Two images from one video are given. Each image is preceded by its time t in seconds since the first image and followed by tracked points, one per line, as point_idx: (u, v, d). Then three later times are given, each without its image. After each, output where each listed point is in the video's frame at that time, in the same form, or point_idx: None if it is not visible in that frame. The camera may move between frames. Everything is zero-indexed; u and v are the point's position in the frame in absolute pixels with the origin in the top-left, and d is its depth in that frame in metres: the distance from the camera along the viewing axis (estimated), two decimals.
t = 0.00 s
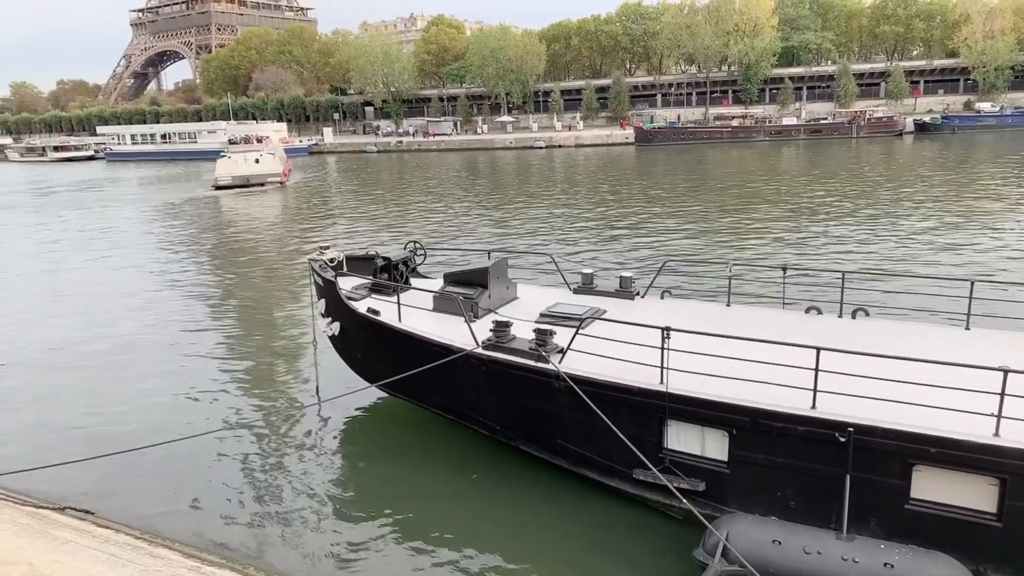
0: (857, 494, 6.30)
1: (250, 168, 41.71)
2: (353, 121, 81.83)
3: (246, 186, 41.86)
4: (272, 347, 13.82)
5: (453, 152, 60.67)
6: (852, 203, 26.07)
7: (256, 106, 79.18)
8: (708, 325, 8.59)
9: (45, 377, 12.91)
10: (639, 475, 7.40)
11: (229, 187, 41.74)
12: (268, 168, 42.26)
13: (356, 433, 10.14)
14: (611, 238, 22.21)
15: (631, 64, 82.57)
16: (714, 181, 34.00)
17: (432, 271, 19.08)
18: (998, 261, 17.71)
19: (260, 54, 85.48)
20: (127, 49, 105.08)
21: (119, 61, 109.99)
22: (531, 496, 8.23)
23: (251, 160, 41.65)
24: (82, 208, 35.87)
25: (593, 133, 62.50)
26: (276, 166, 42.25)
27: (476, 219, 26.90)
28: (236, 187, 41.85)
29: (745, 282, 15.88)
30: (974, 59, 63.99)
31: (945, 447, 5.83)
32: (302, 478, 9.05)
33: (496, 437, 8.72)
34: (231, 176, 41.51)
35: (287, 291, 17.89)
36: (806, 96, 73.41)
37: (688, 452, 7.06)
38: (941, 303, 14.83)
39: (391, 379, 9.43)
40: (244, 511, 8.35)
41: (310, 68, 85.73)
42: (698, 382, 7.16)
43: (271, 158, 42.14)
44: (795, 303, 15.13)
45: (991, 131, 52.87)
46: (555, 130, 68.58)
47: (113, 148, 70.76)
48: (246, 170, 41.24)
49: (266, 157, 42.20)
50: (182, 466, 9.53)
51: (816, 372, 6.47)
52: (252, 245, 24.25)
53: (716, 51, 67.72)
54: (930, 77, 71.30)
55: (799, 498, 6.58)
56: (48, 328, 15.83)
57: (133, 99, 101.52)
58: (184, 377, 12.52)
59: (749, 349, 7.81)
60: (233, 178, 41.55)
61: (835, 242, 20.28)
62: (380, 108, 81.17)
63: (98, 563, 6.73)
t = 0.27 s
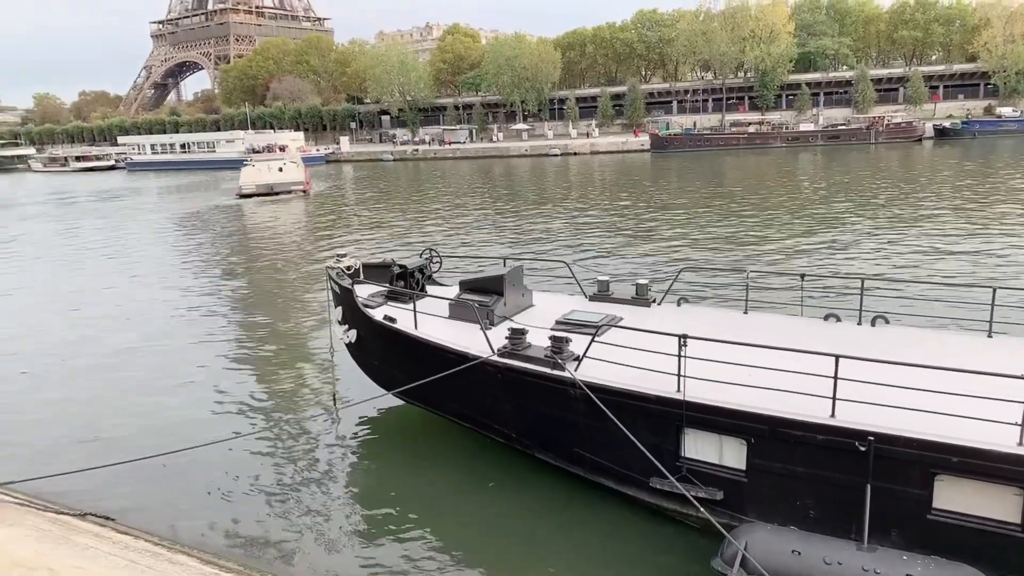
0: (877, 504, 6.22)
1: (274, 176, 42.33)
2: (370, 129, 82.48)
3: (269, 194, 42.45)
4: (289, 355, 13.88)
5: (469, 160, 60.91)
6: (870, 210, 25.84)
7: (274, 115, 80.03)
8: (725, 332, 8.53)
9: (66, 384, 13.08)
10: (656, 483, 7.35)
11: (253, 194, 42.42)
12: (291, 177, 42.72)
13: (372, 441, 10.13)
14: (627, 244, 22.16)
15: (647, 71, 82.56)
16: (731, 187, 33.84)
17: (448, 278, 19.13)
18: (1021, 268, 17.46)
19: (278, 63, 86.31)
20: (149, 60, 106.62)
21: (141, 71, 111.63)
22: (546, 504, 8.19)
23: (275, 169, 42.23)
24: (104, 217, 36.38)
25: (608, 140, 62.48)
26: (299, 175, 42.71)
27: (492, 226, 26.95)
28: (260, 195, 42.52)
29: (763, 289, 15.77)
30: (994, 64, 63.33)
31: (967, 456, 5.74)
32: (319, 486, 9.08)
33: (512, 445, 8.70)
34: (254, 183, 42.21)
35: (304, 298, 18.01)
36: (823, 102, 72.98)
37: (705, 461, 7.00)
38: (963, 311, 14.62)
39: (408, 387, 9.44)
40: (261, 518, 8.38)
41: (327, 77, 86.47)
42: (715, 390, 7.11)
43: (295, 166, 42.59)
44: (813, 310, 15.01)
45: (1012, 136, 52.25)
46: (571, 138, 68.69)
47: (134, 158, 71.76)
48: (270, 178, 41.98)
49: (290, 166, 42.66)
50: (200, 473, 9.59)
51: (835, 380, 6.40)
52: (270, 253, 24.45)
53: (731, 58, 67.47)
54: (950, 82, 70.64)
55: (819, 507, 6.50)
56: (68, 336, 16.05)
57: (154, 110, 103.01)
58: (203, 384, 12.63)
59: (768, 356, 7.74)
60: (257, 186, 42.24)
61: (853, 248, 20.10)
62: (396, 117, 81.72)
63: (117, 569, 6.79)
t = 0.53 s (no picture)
0: (892, 512, 6.15)
1: (292, 181, 42.62)
2: (382, 135, 82.86)
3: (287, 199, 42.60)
4: (301, 360, 13.92)
5: (480, 165, 61.02)
6: (884, 215, 25.67)
7: (287, 121, 80.54)
8: (736, 338, 8.48)
9: (79, 388, 13.16)
10: (668, 490, 7.31)
11: (270, 199, 42.50)
12: (308, 182, 43.19)
13: (383, 446, 10.14)
14: (638, 250, 22.10)
15: (658, 76, 82.49)
16: (743, 193, 33.69)
17: (459, 283, 19.16)
18: None
19: (290, 69, 86.74)
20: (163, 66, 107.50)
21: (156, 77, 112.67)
22: (556, 511, 8.16)
23: (292, 174, 42.65)
24: (118, 222, 36.64)
25: (619, 145, 62.42)
26: (316, 180, 43.21)
27: (503, 231, 26.97)
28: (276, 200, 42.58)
29: (775, 296, 15.69)
30: (1010, 68, 62.80)
31: (982, 465, 5.68)
32: (330, 490, 9.10)
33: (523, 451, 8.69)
34: (272, 188, 42.39)
35: (315, 303, 18.08)
36: (836, 107, 72.61)
37: (718, 467, 6.96)
38: (978, 317, 14.48)
39: (419, 392, 9.45)
40: (273, 522, 8.40)
41: (339, 82, 86.90)
42: (728, 397, 7.06)
43: (311, 172, 43.19)
44: (826, 316, 14.91)
45: None
46: (582, 143, 68.68)
47: (148, 163, 72.35)
48: (288, 182, 42.22)
49: (307, 171, 43.21)
50: (212, 477, 9.62)
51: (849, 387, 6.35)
52: (281, 258, 24.54)
53: (743, 63, 67.24)
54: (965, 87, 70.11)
55: (832, 515, 6.44)
56: (82, 341, 16.17)
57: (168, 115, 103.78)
58: (216, 388, 12.69)
59: (780, 362, 7.69)
60: (274, 190, 42.39)
61: (867, 254, 19.96)
62: (407, 122, 82.04)
63: (130, 571, 6.83)
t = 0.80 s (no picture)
0: (903, 519, 6.11)
1: (308, 186, 42.80)
2: (392, 140, 83.24)
3: (303, 204, 42.76)
4: (311, 364, 13.95)
5: (490, 170, 61.16)
6: (896, 220, 25.53)
7: (298, 126, 81.05)
8: (747, 344, 8.44)
9: (91, 392, 13.25)
10: (677, 496, 7.29)
11: (286, 205, 42.62)
12: (323, 187, 43.44)
13: (392, 451, 10.15)
14: (647, 255, 22.08)
15: (668, 81, 82.49)
16: (754, 198, 33.59)
17: (468, 287, 19.20)
18: None
19: (302, 75, 87.21)
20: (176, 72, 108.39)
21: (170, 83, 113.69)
22: (566, 516, 8.14)
23: (309, 179, 42.91)
24: (131, 227, 36.93)
25: (629, 150, 62.39)
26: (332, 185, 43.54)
27: (512, 236, 26.99)
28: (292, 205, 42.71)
29: (785, 301, 15.62)
30: None
31: (997, 473, 5.62)
32: (340, 493, 9.13)
33: (532, 455, 8.68)
34: (288, 193, 42.50)
35: (326, 308, 18.15)
36: (848, 111, 72.32)
37: (728, 474, 6.92)
38: (993, 323, 14.35)
39: (429, 396, 9.46)
40: (283, 526, 8.42)
41: (351, 88, 87.35)
42: (738, 402, 7.03)
43: (327, 177, 43.55)
44: (837, 322, 14.82)
45: None
46: (592, 147, 68.72)
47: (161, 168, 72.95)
48: (304, 187, 42.39)
49: (323, 176, 43.46)
50: (222, 481, 9.68)
51: (860, 393, 6.31)
52: (292, 263, 24.66)
53: (754, 68, 67.09)
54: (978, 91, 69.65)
55: (844, 522, 6.39)
56: (95, 345, 16.28)
57: (182, 121, 104.59)
58: (227, 392, 12.74)
59: (792, 368, 7.65)
60: (291, 196, 42.51)
61: (879, 260, 19.82)
62: (418, 127, 82.38)
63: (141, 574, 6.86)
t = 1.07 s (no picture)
0: (916, 531, 6.05)
1: (323, 194, 43.26)
2: (402, 149, 83.58)
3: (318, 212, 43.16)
4: (320, 373, 13.97)
5: (498, 179, 61.26)
6: (907, 230, 25.39)
7: (308, 135, 81.53)
8: (757, 354, 8.39)
9: (100, 400, 13.29)
10: (686, 507, 7.25)
11: (302, 213, 42.91)
12: (339, 195, 43.91)
13: (401, 459, 10.13)
14: (657, 264, 22.05)
15: (677, 90, 82.56)
16: (763, 207, 33.53)
17: (477, 296, 19.21)
18: None
19: (312, 84, 87.71)
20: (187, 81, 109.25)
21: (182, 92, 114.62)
22: (574, 527, 8.10)
23: (323, 187, 43.35)
24: (142, 235, 37.16)
25: (638, 159, 62.35)
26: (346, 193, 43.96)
27: (521, 244, 27.01)
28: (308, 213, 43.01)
29: (796, 310, 15.54)
30: None
31: (1010, 485, 5.56)
32: (348, 502, 9.13)
33: (541, 465, 8.65)
34: (303, 202, 42.85)
35: (336, 316, 18.21)
36: (857, 120, 72.15)
37: (738, 484, 6.88)
38: (1006, 333, 14.23)
39: (437, 405, 9.45)
40: (291, 535, 8.41)
41: (360, 96, 87.82)
42: (747, 412, 6.99)
43: (342, 185, 43.95)
44: (848, 332, 14.75)
45: None
46: (600, 156, 68.77)
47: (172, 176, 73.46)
48: (319, 196, 42.85)
49: (338, 184, 43.93)
50: (231, 488, 9.69)
51: (871, 404, 6.25)
52: (301, 271, 24.74)
53: (764, 77, 67.04)
54: (989, 100, 69.34)
55: (855, 534, 6.33)
56: (104, 353, 16.34)
57: (193, 130, 105.35)
58: (237, 400, 12.78)
59: (801, 379, 7.61)
60: (306, 204, 42.85)
61: (890, 269, 19.70)
62: (427, 136, 82.69)
63: None
